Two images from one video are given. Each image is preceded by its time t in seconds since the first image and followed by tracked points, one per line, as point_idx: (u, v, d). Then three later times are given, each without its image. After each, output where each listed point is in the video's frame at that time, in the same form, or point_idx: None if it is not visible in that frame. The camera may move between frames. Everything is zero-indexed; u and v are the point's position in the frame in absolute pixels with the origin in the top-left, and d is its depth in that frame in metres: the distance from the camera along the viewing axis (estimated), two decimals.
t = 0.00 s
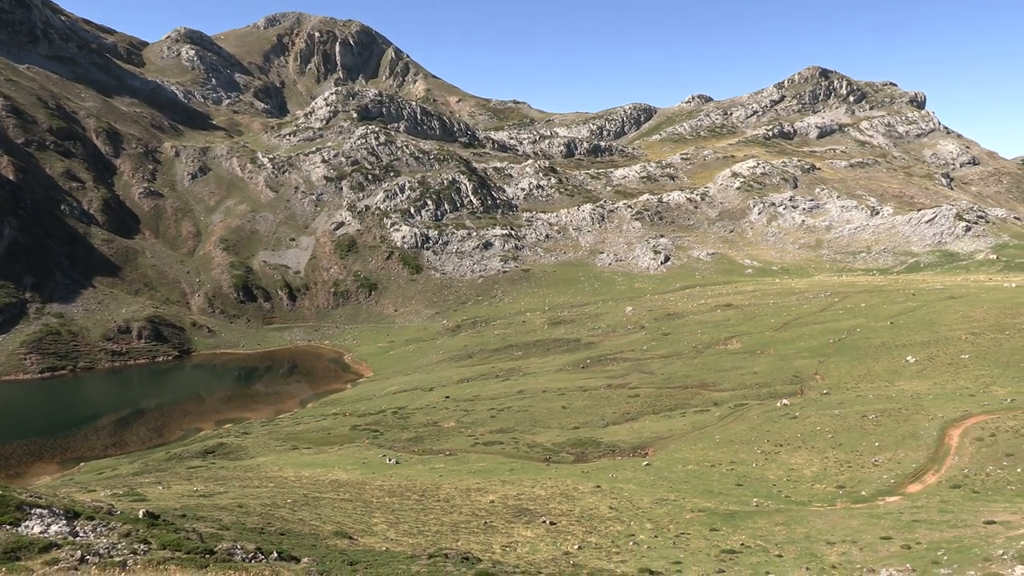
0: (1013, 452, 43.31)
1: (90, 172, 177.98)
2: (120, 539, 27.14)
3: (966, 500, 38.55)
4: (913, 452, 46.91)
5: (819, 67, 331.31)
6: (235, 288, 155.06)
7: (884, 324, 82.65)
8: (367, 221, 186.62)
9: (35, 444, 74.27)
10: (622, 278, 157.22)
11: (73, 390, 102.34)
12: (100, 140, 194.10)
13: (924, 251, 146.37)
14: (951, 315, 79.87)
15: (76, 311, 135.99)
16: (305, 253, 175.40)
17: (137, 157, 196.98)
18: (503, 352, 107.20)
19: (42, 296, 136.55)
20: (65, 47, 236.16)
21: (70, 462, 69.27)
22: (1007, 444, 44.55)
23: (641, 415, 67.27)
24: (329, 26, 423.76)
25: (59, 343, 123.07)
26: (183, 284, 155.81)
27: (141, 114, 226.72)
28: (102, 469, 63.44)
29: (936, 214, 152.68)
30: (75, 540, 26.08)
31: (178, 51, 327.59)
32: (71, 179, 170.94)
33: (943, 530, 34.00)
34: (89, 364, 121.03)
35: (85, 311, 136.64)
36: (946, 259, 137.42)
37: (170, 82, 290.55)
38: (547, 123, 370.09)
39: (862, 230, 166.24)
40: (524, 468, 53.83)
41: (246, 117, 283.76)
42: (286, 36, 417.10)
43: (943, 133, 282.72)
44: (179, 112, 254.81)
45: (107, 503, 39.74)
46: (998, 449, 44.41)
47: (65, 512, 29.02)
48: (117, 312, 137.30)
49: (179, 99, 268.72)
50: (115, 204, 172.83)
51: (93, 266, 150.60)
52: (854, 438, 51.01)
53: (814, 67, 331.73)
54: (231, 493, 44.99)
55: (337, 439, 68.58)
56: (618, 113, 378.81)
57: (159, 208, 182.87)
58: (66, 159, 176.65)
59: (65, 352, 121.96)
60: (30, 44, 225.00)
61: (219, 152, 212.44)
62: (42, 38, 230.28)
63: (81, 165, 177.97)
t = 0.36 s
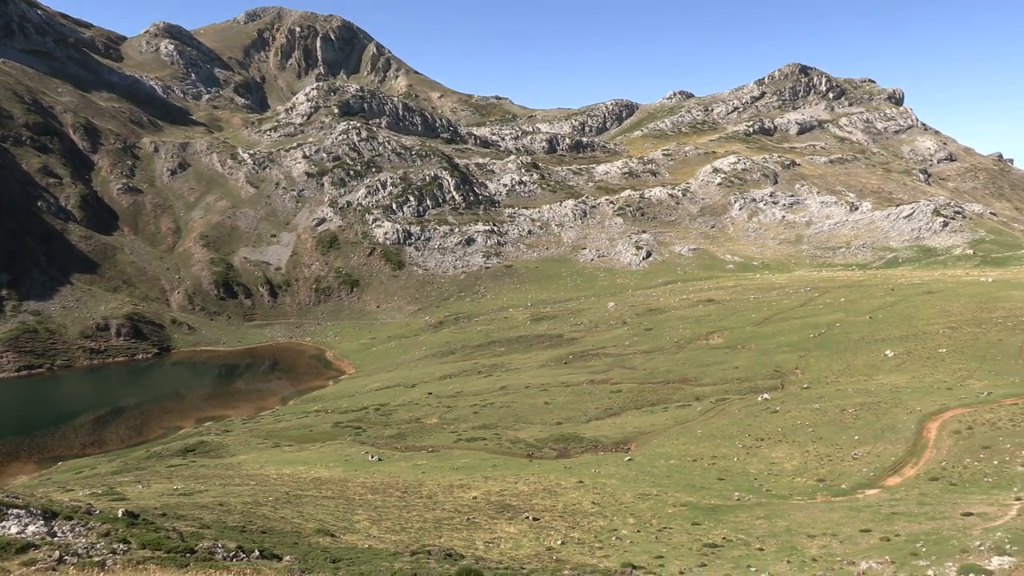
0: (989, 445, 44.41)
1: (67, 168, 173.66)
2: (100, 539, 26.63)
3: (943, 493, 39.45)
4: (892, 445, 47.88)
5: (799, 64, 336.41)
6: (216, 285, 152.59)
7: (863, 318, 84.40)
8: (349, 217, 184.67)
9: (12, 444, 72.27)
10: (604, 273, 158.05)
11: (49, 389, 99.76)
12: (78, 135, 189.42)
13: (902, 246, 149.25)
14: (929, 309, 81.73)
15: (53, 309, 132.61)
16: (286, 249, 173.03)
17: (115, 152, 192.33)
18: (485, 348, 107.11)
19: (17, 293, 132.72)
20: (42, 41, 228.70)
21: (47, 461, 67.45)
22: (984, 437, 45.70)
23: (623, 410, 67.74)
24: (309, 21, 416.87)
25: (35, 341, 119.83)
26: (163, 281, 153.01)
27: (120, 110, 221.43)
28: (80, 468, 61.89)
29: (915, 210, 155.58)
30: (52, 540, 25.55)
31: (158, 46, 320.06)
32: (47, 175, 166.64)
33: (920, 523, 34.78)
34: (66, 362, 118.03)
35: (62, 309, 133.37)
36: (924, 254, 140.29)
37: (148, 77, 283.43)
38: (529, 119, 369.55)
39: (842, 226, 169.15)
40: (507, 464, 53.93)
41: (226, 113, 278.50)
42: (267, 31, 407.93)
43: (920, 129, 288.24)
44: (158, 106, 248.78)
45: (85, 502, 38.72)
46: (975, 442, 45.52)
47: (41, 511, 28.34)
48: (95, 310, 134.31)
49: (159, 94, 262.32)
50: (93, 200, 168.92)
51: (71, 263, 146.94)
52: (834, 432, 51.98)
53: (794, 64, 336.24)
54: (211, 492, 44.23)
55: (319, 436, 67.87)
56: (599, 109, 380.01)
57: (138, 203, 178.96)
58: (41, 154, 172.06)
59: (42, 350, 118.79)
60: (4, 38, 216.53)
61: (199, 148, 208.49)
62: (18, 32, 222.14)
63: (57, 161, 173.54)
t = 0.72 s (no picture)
0: (961, 440, 45.74)
1: (37, 164, 168.26)
2: (72, 540, 25.93)
3: (917, 486, 40.54)
4: (867, 440, 49.05)
5: (773, 63, 342.76)
6: (191, 284, 149.36)
7: (837, 315, 86.50)
8: (326, 215, 182.24)
9: None
10: (582, 271, 158.94)
11: (17, 389, 96.38)
12: (50, 132, 183.67)
13: (875, 243, 152.92)
14: (900, 306, 84.00)
15: (23, 308, 128.26)
16: (262, 247, 169.90)
17: (88, 150, 186.84)
18: (464, 346, 106.79)
19: None
20: (12, 36, 219.52)
21: (17, 463, 65.04)
22: (954, 432, 47.15)
23: (601, 408, 68.21)
24: (285, 17, 409.16)
25: (5, 341, 115.76)
26: (137, 280, 149.34)
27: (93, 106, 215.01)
28: (52, 470, 59.76)
29: (888, 208, 159.54)
30: (23, 543, 24.77)
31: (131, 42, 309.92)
32: (16, 172, 161.30)
33: (894, 516, 35.71)
34: (38, 362, 114.16)
35: (33, 308, 129.20)
36: (897, 251, 144.02)
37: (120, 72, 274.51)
38: (507, 116, 369.34)
39: (816, 224, 172.81)
40: (485, 462, 53.83)
41: (200, 109, 271.99)
42: (242, 28, 398.98)
43: (893, 128, 295.31)
44: (131, 103, 241.58)
45: (56, 504, 37.47)
46: (947, 436, 46.90)
47: (11, 513, 27.41)
48: (66, 309, 130.44)
49: (131, 90, 253.73)
50: (65, 198, 164.05)
51: (43, 261, 142.43)
52: (809, 428, 53.14)
53: (769, 63, 342.28)
54: (187, 492, 43.18)
55: (296, 436, 66.79)
56: (576, 107, 381.71)
57: (112, 201, 174.05)
58: (10, 151, 166.45)
59: (12, 349, 114.61)
60: None
61: (174, 146, 203.53)
62: None
63: (27, 158, 168.03)
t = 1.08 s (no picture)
0: (935, 435, 46.84)
1: (7, 163, 163.34)
2: (47, 543, 25.18)
3: (892, 482, 41.58)
4: (843, 436, 50.07)
5: (749, 63, 348.60)
6: (167, 284, 146.25)
7: (813, 313, 88.31)
8: (303, 215, 179.34)
9: None
10: (561, 270, 159.62)
11: None
12: (21, 131, 178.34)
13: (850, 241, 156.39)
14: (875, 304, 85.98)
15: None
16: (239, 247, 166.74)
17: (62, 150, 181.75)
18: (443, 345, 106.33)
19: None
20: None
21: None
22: (928, 427, 48.17)
23: (581, 406, 68.53)
24: (262, 15, 401.70)
25: None
26: (112, 281, 145.90)
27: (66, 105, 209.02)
28: (23, 474, 57.74)
29: (862, 206, 163.28)
30: None
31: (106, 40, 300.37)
32: None
33: (870, 512, 36.55)
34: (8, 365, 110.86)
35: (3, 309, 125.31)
36: (871, 249, 147.64)
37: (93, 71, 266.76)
38: (485, 115, 368.71)
39: (792, 222, 176.27)
40: (465, 461, 53.60)
41: (176, 108, 265.64)
42: (217, 26, 390.51)
43: (867, 127, 302.11)
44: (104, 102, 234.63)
45: (28, 508, 36.16)
46: (921, 431, 47.90)
47: None
48: (38, 311, 126.74)
49: (105, 88, 246.44)
50: (37, 198, 159.56)
51: (13, 262, 138.22)
52: (786, 424, 54.11)
53: (745, 63, 347.98)
54: (164, 495, 42.10)
55: (274, 437, 65.65)
56: (554, 106, 382.82)
57: (86, 201, 169.54)
58: None
59: None
60: None
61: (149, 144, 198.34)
62: None
63: None
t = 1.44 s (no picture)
0: (911, 431, 47.93)
1: None
2: (22, 548, 24.42)
3: (870, 478, 42.53)
4: (821, 433, 51.03)
5: (727, 63, 353.51)
6: (144, 285, 143.17)
7: (792, 311, 89.92)
8: (282, 214, 176.65)
9: None
10: (541, 269, 159.94)
11: None
12: None
13: (829, 239, 159.40)
14: (852, 302, 87.75)
15: None
16: (217, 247, 163.64)
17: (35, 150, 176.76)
18: (423, 345, 105.71)
19: None
20: None
21: None
22: (905, 423, 49.28)
23: (561, 405, 68.67)
24: (239, 14, 395.04)
25: None
26: (88, 283, 142.57)
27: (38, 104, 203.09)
28: None
29: (839, 205, 166.57)
30: None
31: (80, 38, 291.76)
32: None
33: (848, 508, 37.33)
34: None
35: None
36: (849, 247, 150.89)
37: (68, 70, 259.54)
38: (464, 114, 367.59)
39: (771, 221, 179.00)
40: (445, 461, 53.40)
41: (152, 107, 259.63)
42: (194, 25, 382.99)
43: (843, 127, 308.13)
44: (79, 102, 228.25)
45: None
46: (898, 428, 49.00)
47: None
48: (10, 312, 122.82)
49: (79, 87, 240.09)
50: (9, 197, 154.83)
51: None
52: (765, 422, 54.95)
53: (723, 62, 352.67)
54: (142, 498, 41.08)
55: (253, 438, 64.51)
56: (534, 105, 383.25)
57: (60, 201, 165.09)
58: None
59: None
60: None
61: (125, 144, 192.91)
62: None
63: None
